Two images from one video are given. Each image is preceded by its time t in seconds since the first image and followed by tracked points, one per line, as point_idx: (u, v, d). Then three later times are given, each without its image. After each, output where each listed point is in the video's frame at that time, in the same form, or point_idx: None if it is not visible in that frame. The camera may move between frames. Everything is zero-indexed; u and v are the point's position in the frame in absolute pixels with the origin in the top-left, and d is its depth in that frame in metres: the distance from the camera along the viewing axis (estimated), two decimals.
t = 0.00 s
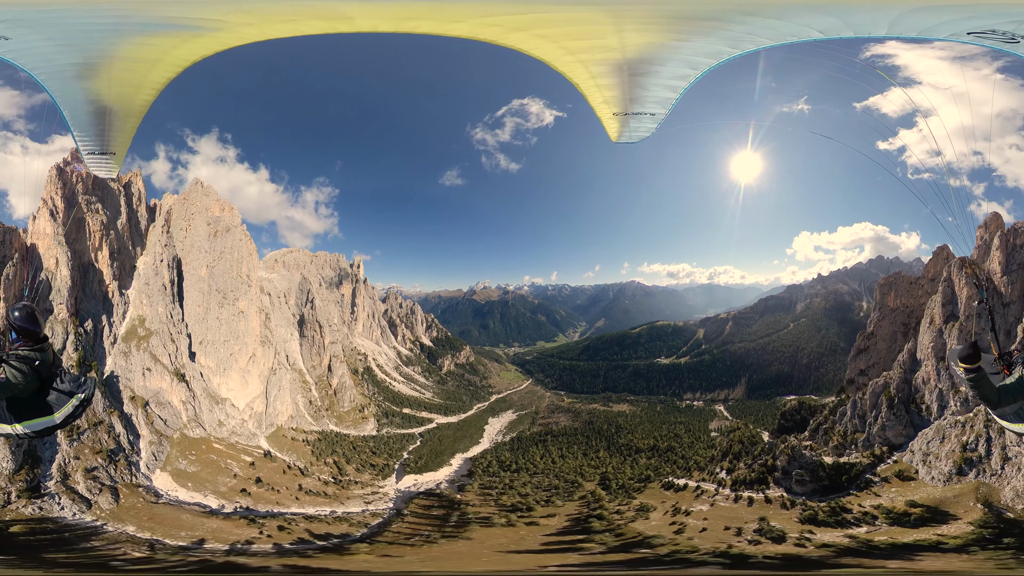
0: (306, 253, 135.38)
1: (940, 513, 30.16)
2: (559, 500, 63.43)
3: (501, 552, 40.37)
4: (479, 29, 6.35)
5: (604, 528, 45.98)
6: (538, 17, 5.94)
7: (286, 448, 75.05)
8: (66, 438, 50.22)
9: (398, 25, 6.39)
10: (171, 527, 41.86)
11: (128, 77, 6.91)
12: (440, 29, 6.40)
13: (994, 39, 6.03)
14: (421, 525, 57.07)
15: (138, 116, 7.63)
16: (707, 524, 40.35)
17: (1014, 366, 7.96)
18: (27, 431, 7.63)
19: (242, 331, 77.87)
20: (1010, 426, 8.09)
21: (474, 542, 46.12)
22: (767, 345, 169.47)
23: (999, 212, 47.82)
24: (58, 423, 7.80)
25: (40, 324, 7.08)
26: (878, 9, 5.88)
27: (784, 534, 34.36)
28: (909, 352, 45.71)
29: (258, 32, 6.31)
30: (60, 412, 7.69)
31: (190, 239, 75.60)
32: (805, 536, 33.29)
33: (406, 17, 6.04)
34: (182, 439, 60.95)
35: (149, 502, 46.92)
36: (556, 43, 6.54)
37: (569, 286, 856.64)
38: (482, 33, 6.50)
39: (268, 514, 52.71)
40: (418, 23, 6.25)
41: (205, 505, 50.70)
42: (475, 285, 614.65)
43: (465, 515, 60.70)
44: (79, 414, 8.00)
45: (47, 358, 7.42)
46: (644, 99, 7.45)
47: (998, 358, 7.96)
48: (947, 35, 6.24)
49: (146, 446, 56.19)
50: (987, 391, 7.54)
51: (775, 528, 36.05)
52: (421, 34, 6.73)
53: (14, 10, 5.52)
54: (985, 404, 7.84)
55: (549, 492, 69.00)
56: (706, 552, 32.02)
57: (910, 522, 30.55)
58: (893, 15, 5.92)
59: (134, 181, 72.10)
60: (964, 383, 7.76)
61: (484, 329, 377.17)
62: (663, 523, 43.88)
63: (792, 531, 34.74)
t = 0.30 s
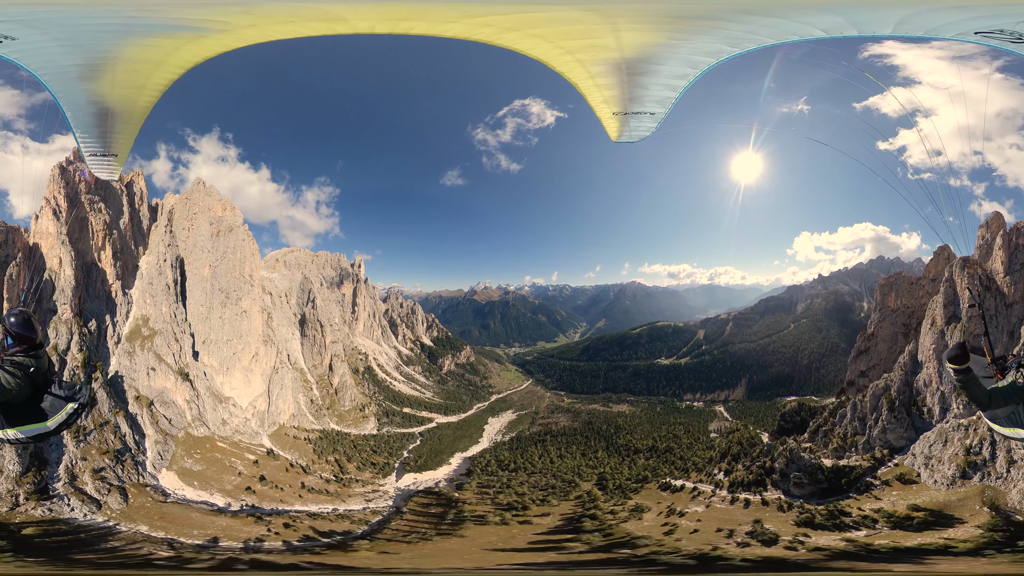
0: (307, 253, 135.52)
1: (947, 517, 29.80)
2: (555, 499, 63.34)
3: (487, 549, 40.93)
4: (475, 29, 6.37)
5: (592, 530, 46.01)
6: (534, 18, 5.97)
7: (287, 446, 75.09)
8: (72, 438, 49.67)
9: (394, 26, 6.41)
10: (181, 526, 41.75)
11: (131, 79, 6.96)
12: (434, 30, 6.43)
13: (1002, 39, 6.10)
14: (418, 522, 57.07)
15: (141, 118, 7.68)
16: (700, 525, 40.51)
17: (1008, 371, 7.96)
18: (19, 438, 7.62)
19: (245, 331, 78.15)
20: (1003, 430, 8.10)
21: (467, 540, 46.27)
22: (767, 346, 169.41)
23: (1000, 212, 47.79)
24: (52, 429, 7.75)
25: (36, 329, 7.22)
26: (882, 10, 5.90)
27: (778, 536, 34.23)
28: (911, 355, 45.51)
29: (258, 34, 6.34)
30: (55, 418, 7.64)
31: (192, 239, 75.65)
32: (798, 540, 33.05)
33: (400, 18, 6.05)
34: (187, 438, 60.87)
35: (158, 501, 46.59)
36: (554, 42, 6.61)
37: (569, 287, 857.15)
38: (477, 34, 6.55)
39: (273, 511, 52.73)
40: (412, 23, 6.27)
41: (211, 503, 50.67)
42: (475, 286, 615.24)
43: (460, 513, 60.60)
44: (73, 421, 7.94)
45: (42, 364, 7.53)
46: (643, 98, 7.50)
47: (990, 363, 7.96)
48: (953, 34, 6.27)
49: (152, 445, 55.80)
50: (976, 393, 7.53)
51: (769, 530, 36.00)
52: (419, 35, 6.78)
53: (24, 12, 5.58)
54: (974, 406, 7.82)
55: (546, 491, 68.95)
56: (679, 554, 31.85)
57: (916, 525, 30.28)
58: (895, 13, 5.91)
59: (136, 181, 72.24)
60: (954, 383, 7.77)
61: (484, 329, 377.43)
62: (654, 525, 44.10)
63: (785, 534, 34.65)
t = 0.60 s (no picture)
0: (308, 253, 135.74)
1: (949, 520, 29.70)
2: (551, 498, 63.43)
3: (478, 547, 41.60)
4: (472, 29, 6.39)
5: (582, 530, 46.19)
6: (532, 18, 5.98)
7: (290, 444, 75.37)
8: (77, 440, 49.35)
9: (393, 26, 6.41)
10: (190, 524, 42.41)
11: (135, 80, 7.00)
12: (432, 29, 6.43)
13: (1009, 39, 6.12)
14: (418, 520, 57.18)
15: (145, 120, 7.72)
16: (691, 527, 40.97)
17: (1009, 372, 7.94)
18: (20, 439, 7.64)
19: (248, 331, 78.81)
20: (1004, 431, 8.09)
21: (464, 538, 46.50)
22: (768, 346, 169.27)
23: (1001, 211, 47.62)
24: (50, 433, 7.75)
25: (39, 330, 7.32)
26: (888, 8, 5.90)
27: (768, 539, 34.31)
28: (913, 356, 44.89)
29: (260, 35, 6.36)
30: (55, 421, 7.58)
31: (194, 239, 75.74)
32: (785, 542, 33.14)
33: (397, 18, 6.05)
34: (192, 438, 61.08)
35: (167, 501, 46.79)
36: (554, 42, 6.62)
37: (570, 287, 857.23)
38: (475, 33, 6.56)
39: (279, 509, 52.98)
40: (409, 23, 6.26)
41: (219, 502, 50.93)
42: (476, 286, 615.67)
43: (459, 511, 60.79)
44: (72, 424, 7.85)
45: (44, 365, 7.57)
46: (646, 97, 7.50)
47: (991, 364, 7.93)
48: (962, 34, 6.31)
49: (157, 445, 56.21)
50: (976, 395, 7.54)
51: (761, 532, 36.19)
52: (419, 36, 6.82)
53: (31, 13, 5.62)
54: (976, 409, 7.79)
55: (543, 489, 69.07)
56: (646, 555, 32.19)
57: (915, 528, 30.21)
58: (901, 12, 5.88)
59: (138, 181, 72.45)
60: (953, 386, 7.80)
61: (485, 329, 377.72)
62: (646, 525, 44.43)
63: (777, 536, 34.85)
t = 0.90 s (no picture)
0: (309, 254, 136.11)
1: (952, 525, 29.66)
2: (548, 496, 63.66)
3: (474, 543, 42.64)
4: (464, 29, 6.39)
5: (574, 529, 46.74)
6: (527, 16, 5.93)
7: (292, 443, 75.72)
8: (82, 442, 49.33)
9: (387, 27, 6.41)
10: (198, 522, 42.74)
11: (139, 82, 7.02)
12: (425, 29, 6.45)
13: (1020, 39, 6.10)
14: (418, 518, 57.40)
15: (149, 121, 7.75)
16: (683, 527, 41.70)
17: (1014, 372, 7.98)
18: (26, 438, 7.66)
19: (251, 331, 80.11)
20: (1008, 431, 8.08)
21: (461, 535, 47.05)
22: (768, 346, 169.22)
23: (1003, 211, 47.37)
24: (54, 433, 7.78)
25: (43, 331, 7.34)
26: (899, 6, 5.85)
27: (755, 540, 34.79)
28: (913, 358, 44.57)
29: (260, 36, 6.36)
30: (57, 422, 7.64)
31: (198, 240, 77.03)
32: (767, 543, 33.69)
33: (388, 19, 6.03)
34: (197, 438, 61.40)
35: (175, 501, 47.03)
36: (551, 41, 6.63)
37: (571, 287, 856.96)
38: (471, 33, 6.55)
39: (285, 507, 53.38)
40: (404, 24, 6.26)
41: (226, 501, 51.18)
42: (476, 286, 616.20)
43: (459, 508, 61.02)
44: (77, 424, 7.90)
45: (48, 366, 7.54)
46: (648, 95, 7.49)
47: (997, 364, 7.95)
48: (975, 34, 6.30)
49: (162, 445, 56.30)
50: (982, 395, 7.66)
51: (753, 534, 36.53)
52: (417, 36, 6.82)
53: (42, 14, 5.63)
54: (981, 409, 7.92)
55: (542, 489, 69.21)
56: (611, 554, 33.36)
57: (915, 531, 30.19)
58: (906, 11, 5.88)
59: (139, 181, 72.57)
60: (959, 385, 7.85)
61: (485, 328, 378.31)
62: (639, 524, 45.39)
63: (766, 537, 35.34)
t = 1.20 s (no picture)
0: (309, 255, 136.49)
1: (954, 527, 29.44)
2: (547, 495, 63.88)
3: (472, 541, 43.13)
4: (453, 29, 6.37)
5: (569, 528, 47.12)
6: (520, 16, 5.88)
7: (295, 443, 76.05)
8: (89, 443, 49.83)
9: (380, 28, 6.38)
10: (207, 523, 43.04)
11: (145, 84, 7.05)
12: (416, 31, 6.44)
13: None
14: (421, 516, 57.67)
15: (153, 123, 7.79)
16: (677, 527, 41.93)
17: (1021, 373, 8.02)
18: (33, 439, 7.72)
19: (254, 332, 80.03)
20: (1016, 433, 8.06)
21: (460, 534, 47.30)
22: (769, 345, 168.50)
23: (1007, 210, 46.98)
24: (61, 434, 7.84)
25: (50, 330, 7.51)
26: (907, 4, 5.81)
27: (743, 541, 34.84)
28: (914, 359, 44.20)
29: (261, 39, 6.37)
30: (62, 422, 7.62)
31: (200, 241, 77.03)
32: (751, 544, 33.97)
33: (376, 20, 6.00)
34: (201, 438, 61.85)
35: (182, 502, 47.43)
36: (546, 41, 6.59)
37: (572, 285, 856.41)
38: (462, 34, 6.51)
39: (290, 507, 53.73)
40: (395, 25, 6.26)
41: (232, 501, 51.62)
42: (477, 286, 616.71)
43: (460, 507, 61.26)
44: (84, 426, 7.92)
45: (56, 366, 7.70)
46: (647, 94, 7.45)
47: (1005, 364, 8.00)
48: (987, 34, 6.24)
49: (167, 446, 56.72)
50: (992, 394, 7.56)
51: (749, 535, 36.50)
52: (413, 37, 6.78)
53: (53, 16, 5.62)
54: (990, 407, 7.81)
55: (542, 487, 69.41)
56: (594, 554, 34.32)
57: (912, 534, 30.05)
58: (903, 12, 5.86)
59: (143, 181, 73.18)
60: (971, 384, 7.83)
61: (486, 328, 378.27)
62: (633, 523, 45.69)
63: (756, 539, 35.33)
